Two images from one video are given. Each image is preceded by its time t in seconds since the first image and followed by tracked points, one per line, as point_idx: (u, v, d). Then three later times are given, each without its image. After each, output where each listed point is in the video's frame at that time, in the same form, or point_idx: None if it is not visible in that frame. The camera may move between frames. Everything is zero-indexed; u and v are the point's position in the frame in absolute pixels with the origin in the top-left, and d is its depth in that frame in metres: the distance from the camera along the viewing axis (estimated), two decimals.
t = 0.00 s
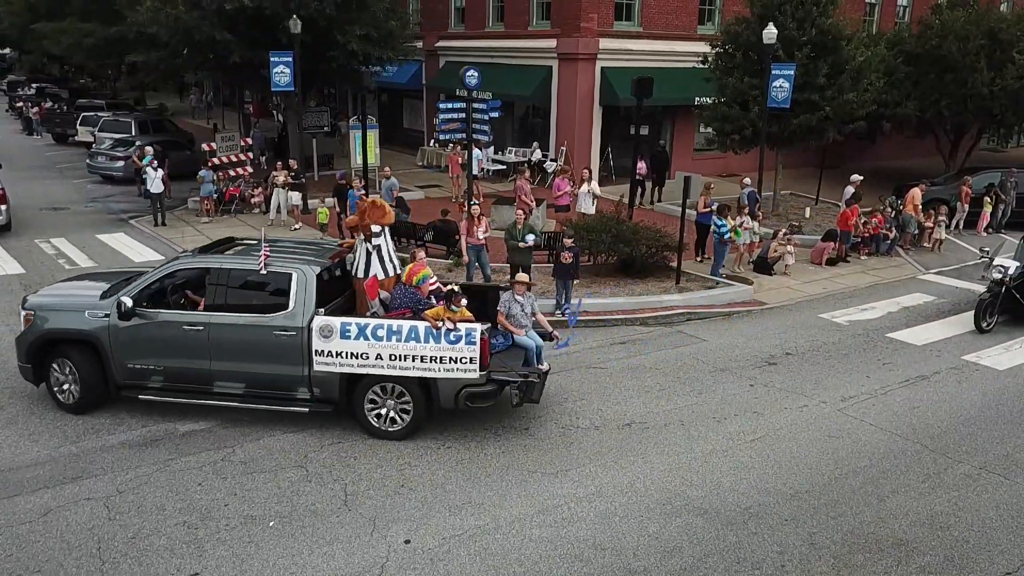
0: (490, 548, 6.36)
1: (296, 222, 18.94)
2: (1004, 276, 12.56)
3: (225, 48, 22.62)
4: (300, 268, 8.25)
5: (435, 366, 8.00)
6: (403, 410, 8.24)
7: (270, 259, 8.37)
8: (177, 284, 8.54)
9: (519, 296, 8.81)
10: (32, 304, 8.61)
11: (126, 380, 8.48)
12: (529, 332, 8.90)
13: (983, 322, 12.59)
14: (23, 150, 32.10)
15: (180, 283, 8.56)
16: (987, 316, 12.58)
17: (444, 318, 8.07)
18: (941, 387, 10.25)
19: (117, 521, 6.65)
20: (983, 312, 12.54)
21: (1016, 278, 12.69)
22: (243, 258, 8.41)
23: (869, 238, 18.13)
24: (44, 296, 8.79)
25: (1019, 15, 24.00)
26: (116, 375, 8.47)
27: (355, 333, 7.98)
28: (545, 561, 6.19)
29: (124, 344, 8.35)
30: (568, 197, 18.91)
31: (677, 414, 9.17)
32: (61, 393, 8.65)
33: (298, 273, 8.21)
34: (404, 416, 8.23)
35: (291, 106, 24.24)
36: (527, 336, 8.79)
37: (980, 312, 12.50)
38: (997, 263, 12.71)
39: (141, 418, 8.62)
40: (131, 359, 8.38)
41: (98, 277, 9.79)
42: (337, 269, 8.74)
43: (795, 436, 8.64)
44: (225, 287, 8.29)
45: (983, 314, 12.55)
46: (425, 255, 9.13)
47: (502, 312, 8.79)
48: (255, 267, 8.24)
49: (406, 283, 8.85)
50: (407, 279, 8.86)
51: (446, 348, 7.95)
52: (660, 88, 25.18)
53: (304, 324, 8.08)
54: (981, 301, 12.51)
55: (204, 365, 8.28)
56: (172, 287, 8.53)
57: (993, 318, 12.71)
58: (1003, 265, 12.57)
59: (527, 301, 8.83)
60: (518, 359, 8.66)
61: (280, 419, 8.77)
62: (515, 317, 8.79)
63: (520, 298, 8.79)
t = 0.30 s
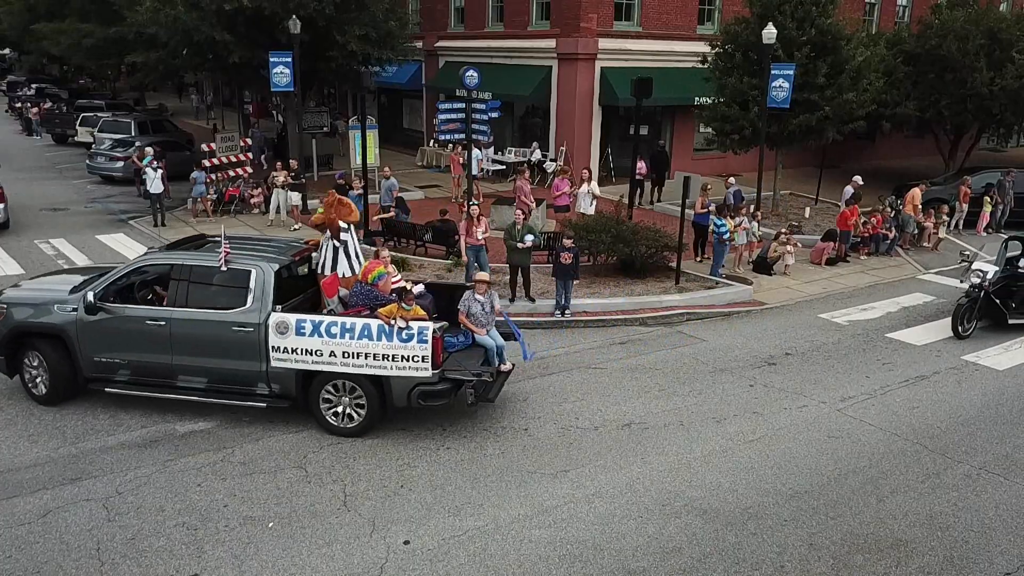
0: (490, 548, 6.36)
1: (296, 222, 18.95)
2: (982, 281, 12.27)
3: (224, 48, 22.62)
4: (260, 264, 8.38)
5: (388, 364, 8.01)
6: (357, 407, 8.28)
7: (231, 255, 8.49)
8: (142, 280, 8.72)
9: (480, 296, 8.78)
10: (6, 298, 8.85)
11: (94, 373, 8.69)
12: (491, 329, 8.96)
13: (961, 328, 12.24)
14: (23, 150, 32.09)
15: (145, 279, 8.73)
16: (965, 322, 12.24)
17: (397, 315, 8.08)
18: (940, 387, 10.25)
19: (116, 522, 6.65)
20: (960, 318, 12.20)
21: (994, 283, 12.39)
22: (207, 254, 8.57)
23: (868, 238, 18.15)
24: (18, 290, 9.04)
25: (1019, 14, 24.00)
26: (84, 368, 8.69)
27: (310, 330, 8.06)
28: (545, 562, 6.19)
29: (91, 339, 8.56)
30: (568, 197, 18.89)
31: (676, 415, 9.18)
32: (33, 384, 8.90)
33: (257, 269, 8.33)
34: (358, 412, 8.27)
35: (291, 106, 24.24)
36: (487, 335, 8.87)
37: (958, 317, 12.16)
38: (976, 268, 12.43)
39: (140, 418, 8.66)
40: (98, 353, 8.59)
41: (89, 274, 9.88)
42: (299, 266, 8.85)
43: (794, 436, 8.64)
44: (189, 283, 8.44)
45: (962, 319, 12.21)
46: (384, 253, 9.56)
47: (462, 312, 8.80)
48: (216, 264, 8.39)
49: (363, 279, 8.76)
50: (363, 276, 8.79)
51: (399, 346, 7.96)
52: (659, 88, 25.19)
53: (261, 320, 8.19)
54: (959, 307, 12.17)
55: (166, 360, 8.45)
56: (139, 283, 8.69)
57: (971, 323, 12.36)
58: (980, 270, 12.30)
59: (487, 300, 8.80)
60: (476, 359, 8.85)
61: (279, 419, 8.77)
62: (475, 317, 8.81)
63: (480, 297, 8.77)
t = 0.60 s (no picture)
0: (489, 548, 6.36)
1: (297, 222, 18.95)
2: (959, 285, 11.95)
3: (223, 48, 22.62)
4: (222, 261, 8.54)
5: (341, 361, 8.06)
6: (312, 403, 8.39)
7: (195, 252, 8.67)
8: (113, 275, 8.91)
9: (440, 295, 8.82)
10: None
11: (65, 365, 8.92)
12: (452, 331, 8.85)
13: (938, 333, 11.97)
14: (23, 151, 32.07)
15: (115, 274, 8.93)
16: (943, 327, 11.96)
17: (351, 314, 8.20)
18: (939, 387, 10.26)
19: (115, 522, 6.65)
20: (938, 322, 11.93)
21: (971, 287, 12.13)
22: (173, 251, 8.76)
23: (867, 238, 18.17)
24: None
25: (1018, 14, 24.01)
26: (55, 360, 8.93)
27: (267, 326, 8.16)
28: (544, 562, 6.19)
29: (61, 331, 8.80)
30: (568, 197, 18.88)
31: (676, 414, 9.18)
32: (8, 375, 9.16)
33: (219, 266, 8.50)
34: (313, 408, 8.38)
35: (290, 106, 24.23)
36: (448, 334, 8.76)
37: (935, 323, 11.88)
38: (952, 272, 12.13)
39: (140, 419, 8.67)
40: (68, 345, 8.82)
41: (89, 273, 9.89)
42: (264, 263, 9.12)
43: (793, 436, 8.65)
44: (153, 279, 8.65)
45: (939, 324, 11.95)
46: (349, 251, 9.23)
47: (424, 310, 8.78)
48: (178, 260, 8.60)
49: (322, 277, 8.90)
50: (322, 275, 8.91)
51: (351, 344, 8.00)
52: (659, 88, 25.19)
53: (221, 317, 8.33)
54: (935, 313, 11.90)
55: (132, 353, 8.63)
56: (110, 278, 8.85)
57: (949, 328, 12.10)
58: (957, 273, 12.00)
59: (447, 299, 8.85)
60: (436, 358, 8.70)
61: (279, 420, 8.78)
62: (435, 316, 8.77)
63: (441, 296, 8.81)
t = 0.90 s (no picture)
0: (489, 548, 6.36)
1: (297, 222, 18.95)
2: (935, 289, 11.58)
3: (222, 48, 22.62)
4: (185, 257, 8.69)
5: (296, 357, 8.11)
6: (270, 398, 8.49)
7: (161, 248, 8.83)
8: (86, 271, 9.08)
9: (402, 292, 8.90)
10: None
11: (39, 357, 9.16)
12: (414, 328, 8.91)
13: (914, 338, 11.67)
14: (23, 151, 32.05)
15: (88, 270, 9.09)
16: (918, 332, 11.66)
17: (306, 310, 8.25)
18: (939, 386, 10.27)
19: (115, 522, 6.66)
20: (913, 327, 11.62)
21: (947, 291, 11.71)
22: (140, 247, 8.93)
23: (867, 238, 18.18)
24: None
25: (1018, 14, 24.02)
26: (31, 352, 9.17)
27: (226, 322, 8.27)
28: (544, 562, 6.19)
29: (35, 323, 9.04)
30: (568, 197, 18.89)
31: (676, 414, 9.18)
32: None
33: (182, 262, 8.64)
34: (270, 404, 8.49)
35: (289, 106, 24.24)
36: (407, 333, 8.81)
37: (910, 328, 11.56)
38: (927, 275, 11.78)
39: (140, 419, 8.68)
40: (42, 338, 9.06)
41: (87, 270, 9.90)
42: (230, 259, 9.31)
43: (793, 436, 8.65)
44: (121, 274, 8.83)
45: (914, 329, 11.64)
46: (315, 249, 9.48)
47: (386, 309, 8.85)
48: (144, 256, 8.76)
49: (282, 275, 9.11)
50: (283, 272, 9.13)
51: (306, 341, 8.04)
52: (659, 88, 25.20)
53: (182, 312, 8.46)
54: (910, 317, 11.58)
55: (102, 347, 8.82)
56: (83, 273, 8.98)
57: (925, 333, 11.78)
58: (933, 276, 11.63)
59: (411, 296, 8.92)
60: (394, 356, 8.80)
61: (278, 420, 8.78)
62: (398, 314, 8.83)
63: (404, 294, 8.89)
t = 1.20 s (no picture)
0: (482, 548, 6.36)
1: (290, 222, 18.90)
2: (901, 292, 11.35)
3: (214, 48, 22.57)
4: (144, 252, 8.86)
5: (247, 353, 8.27)
6: (224, 393, 8.61)
7: (121, 244, 9.01)
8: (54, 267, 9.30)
9: (360, 290, 9.08)
10: None
11: (10, 351, 9.38)
12: (370, 325, 9.08)
13: (879, 343, 11.41)
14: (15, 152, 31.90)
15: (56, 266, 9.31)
16: (883, 337, 11.41)
17: (257, 307, 8.33)
18: (930, 384, 10.32)
19: (107, 524, 6.64)
20: (876, 333, 11.37)
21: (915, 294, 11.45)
22: (101, 243, 9.11)
23: (859, 237, 18.23)
24: None
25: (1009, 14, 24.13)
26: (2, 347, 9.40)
27: (182, 318, 8.45)
28: (537, 562, 6.20)
29: (6, 318, 9.28)
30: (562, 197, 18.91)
31: (669, 413, 9.20)
32: None
33: (141, 258, 8.81)
34: (224, 398, 8.61)
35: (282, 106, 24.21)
36: (364, 328, 9.00)
37: (873, 334, 11.30)
38: (893, 278, 11.54)
39: (132, 421, 8.67)
40: (12, 332, 9.29)
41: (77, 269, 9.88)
42: (191, 256, 9.45)
43: (785, 434, 8.68)
44: (84, 273, 9.01)
45: (878, 334, 11.39)
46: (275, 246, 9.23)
47: (343, 301, 9.05)
48: (105, 251, 8.94)
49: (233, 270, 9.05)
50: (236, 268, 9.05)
51: (256, 337, 8.20)
52: (652, 88, 25.24)
53: (142, 307, 8.66)
54: (873, 322, 11.31)
55: (68, 341, 9.03)
56: (51, 269, 9.24)
57: (890, 337, 11.52)
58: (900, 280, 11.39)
59: (369, 293, 9.09)
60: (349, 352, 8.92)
61: (272, 421, 8.77)
62: (355, 307, 9.02)
63: (362, 290, 9.06)
